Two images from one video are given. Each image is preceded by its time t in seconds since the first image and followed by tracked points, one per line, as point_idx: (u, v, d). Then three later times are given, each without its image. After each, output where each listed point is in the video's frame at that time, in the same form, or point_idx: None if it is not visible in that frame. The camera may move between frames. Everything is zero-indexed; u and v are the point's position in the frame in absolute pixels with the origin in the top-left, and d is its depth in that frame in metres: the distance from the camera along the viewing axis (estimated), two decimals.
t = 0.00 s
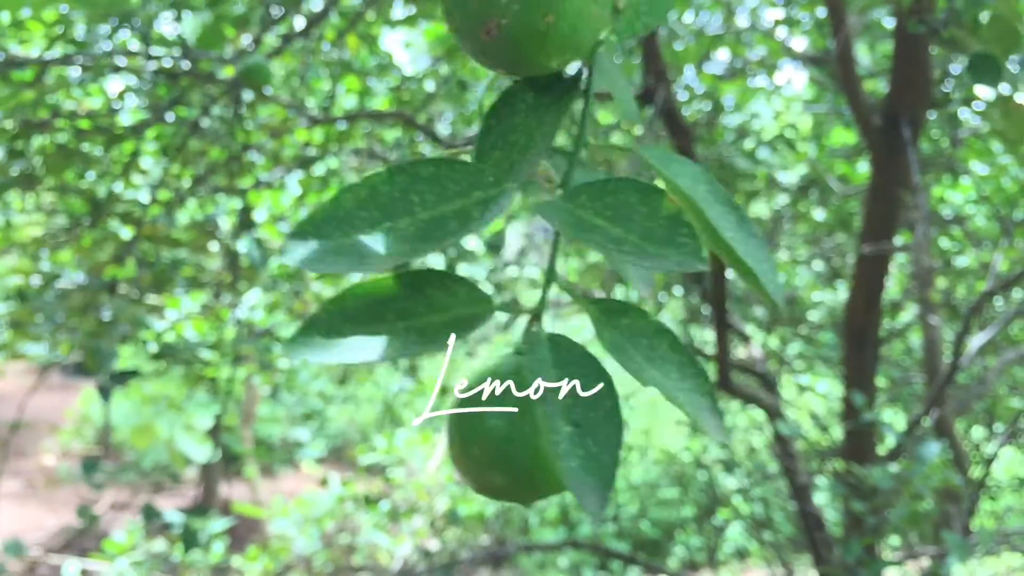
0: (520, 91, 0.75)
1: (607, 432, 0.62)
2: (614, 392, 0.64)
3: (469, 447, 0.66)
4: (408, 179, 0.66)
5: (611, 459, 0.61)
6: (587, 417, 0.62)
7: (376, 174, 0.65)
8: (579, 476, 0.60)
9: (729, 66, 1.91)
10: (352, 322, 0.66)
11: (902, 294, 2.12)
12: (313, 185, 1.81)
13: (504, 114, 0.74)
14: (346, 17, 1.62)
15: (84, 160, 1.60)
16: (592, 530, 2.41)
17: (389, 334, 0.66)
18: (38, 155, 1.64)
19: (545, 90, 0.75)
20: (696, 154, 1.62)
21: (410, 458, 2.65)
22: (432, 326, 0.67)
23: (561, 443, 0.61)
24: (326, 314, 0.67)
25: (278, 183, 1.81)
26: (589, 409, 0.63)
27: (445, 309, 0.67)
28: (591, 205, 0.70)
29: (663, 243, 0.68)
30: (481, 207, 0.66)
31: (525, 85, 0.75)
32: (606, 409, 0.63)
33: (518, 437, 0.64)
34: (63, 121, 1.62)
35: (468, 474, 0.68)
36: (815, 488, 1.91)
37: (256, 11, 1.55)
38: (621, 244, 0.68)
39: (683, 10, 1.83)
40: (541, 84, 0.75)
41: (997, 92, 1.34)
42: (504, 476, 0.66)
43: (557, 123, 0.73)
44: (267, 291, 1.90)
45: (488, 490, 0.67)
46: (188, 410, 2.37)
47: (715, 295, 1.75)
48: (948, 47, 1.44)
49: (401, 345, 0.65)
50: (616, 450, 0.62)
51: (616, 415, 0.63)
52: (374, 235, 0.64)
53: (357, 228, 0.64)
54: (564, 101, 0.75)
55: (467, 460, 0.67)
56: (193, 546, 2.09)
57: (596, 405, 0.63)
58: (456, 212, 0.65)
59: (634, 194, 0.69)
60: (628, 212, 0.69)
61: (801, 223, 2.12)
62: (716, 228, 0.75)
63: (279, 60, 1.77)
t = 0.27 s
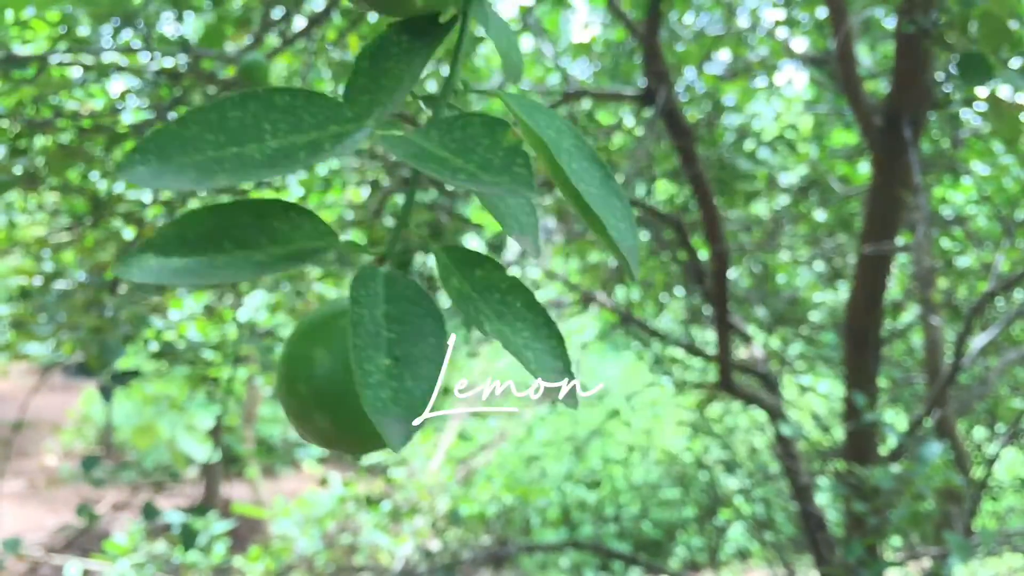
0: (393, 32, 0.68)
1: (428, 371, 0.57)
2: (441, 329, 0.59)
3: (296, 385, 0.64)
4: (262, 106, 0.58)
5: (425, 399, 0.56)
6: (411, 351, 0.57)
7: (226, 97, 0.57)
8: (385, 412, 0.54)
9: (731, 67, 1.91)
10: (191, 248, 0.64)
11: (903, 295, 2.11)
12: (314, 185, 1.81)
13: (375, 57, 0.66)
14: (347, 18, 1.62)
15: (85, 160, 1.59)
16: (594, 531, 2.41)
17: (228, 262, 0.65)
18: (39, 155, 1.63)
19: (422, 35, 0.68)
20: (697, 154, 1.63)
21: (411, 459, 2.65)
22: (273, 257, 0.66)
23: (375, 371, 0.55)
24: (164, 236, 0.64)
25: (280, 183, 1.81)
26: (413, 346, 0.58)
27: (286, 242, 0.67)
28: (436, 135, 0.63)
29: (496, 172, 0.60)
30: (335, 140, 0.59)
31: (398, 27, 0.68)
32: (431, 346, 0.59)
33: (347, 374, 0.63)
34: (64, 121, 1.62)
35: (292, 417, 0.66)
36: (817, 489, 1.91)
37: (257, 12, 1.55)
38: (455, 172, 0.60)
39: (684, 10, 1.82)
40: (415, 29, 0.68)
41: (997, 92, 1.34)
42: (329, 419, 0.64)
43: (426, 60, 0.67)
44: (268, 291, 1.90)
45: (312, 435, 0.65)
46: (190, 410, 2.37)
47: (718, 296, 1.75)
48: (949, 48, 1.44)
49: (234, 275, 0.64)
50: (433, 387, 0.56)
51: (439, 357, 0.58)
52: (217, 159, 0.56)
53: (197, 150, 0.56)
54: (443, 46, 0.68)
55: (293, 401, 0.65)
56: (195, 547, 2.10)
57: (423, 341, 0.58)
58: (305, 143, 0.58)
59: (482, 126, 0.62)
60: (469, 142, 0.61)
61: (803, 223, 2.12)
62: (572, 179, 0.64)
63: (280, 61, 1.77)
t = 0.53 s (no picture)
0: None
1: (397, 328, 0.57)
2: (411, 286, 0.60)
3: (268, 346, 0.68)
4: (233, 64, 0.58)
5: (393, 357, 0.56)
6: (382, 309, 0.58)
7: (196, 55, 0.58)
8: (351, 367, 0.55)
9: (734, 68, 1.92)
10: (159, 206, 0.65)
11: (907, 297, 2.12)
12: (319, 186, 1.82)
13: (349, 20, 0.64)
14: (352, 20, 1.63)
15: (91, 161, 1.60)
16: (597, 532, 2.41)
17: (196, 220, 0.65)
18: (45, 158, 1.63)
19: None
20: (702, 154, 1.64)
21: (415, 460, 2.66)
22: (242, 216, 0.66)
23: (341, 327, 0.56)
24: (135, 192, 0.64)
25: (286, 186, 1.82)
26: (382, 304, 0.58)
27: (256, 201, 0.67)
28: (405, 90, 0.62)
29: (466, 124, 0.59)
30: (306, 99, 0.59)
31: None
32: (401, 303, 0.59)
33: (314, 338, 0.68)
34: (70, 123, 1.63)
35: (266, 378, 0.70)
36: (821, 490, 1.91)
37: (262, 14, 1.55)
38: (425, 125, 0.59)
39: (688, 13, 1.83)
40: None
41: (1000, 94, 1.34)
42: (299, 380, 0.69)
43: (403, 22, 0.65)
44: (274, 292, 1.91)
45: (283, 394, 0.70)
46: (195, 412, 2.37)
47: (723, 298, 1.76)
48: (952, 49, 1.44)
49: (203, 230, 0.64)
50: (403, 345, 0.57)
51: (409, 315, 0.58)
52: (189, 117, 0.56)
53: (168, 106, 0.56)
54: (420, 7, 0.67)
55: (265, 361, 0.69)
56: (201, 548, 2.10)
57: (394, 298, 0.59)
58: (278, 102, 0.58)
59: (453, 82, 0.61)
60: (439, 96, 0.61)
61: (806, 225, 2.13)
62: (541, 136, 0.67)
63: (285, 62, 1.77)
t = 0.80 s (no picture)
0: (451, 24, 0.70)
1: (522, 353, 0.57)
2: (530, 312, 0.59)
3: (392, 374, 0.65)
4: (333, 100, 0.59)
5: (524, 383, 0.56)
6: (508, 335, 0.58)
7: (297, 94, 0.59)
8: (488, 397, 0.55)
9: (736, 70, 1.92)
10: (272, 246, 0.64)
11: (909, 299, 2.12)
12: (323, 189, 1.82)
13: (432, 48, 0.68)
14: (355, 23, 1.63)
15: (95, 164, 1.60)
16: (600, 534, 2.41)
17: (310, 258, 0.63)
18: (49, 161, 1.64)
19: (478, 23, 0.70)
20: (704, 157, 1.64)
21: (418, 462, 2.67)
22: (355, 250, 0.64)
23: (474, 356, 0.55)
24: (249, 233, 0.64)
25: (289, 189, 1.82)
26: (506, 330, 0.58)
27: (370, 234, 0.65)
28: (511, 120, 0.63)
29: (573, 153, 0.61)
30: (406, 131, 0.60)
31: (454, 19, 0.70)
32: (524, 327, 0.59)
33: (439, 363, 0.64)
34: (74, 126, 1.63)
35: (390, 404, 0.67)
36: (824, 492, 1.90)
37: (266, 18, 1.56)
38: (534, 155, 0.61)
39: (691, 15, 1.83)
40: (471, 19, 0.70)
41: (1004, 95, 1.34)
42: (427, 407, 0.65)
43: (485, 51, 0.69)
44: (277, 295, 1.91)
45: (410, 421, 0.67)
46: (197, 414, 2.37)
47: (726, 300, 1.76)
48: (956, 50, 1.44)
49: (318, 270, 0.62)
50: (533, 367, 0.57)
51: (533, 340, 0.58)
52: (295, 156, 0.57)
53: (275, 148, 0.58)
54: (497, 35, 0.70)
55: (389, 389, 0.66)
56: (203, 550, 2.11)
57: (516, 323, 0.59)
58: (379, 136, 0.59)
59: (554, 109, 0.62)
60: (544, 125, 0.62)
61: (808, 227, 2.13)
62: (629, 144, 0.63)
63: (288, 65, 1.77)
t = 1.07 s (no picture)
0: (532, 47, 0.71)
1: (639, 374, 0.59)
2: (640, 331, 0.61)
3: (504, 396, 0.66)
4: (426, 134, 0.65)
5: (644, 401, 0.59)
6: (621, 356, 0.60)
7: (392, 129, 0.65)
8: (609, 416, 0.58)
9: (735, 72, 1.93)
10: (378, 278, 0.67)
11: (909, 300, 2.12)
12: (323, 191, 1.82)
13: (514, 69, 0.69)
14: (355, 25, 1.63)
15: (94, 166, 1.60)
16: (600, 535, 2.41)
17: (415, 288, 0.67)
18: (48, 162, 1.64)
19: (557, 46, 0.71)
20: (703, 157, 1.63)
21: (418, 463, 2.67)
22: (455, 277, 0.68)
23: (594, 378, 0.58)
24: (355, 268, 0.67)
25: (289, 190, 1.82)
26: (617, 351, 0.60)
27: (469, 261, 0.69)
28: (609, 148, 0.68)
29: (682, 178, 0.64)
30: (500, 158, 0.66)
31: (535, 41, 0.71)
32: (634, 348, 0.61)
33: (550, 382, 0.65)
34: (73, 128, 1.63)
35: (502, 422, 0.68)
36: (823, 493, 1.91)
37: (266, 19, 1.56)
38: (641, 183, 0.65)
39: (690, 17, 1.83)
40: (554, 41, 0.71)
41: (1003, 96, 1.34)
42: (537, 424, 0.68)
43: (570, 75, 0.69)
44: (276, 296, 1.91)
45: (522, 438, 0.69)
46: (197, 415, 2.37)
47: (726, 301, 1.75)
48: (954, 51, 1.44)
49: (425, 300, 0.66)
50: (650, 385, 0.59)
51: (647, 359, 0.60)
52: (395, 189, 0.64)
53: (377, 181, 0.64)
54: (583, 55, 0.71)
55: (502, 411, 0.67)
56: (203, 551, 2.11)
57: (627, 345, 0.61)
58: (473, 164, 0.65)
59: (652, 135, 0.67)
60: (644, 151, 0.66)
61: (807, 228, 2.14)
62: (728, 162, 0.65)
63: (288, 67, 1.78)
